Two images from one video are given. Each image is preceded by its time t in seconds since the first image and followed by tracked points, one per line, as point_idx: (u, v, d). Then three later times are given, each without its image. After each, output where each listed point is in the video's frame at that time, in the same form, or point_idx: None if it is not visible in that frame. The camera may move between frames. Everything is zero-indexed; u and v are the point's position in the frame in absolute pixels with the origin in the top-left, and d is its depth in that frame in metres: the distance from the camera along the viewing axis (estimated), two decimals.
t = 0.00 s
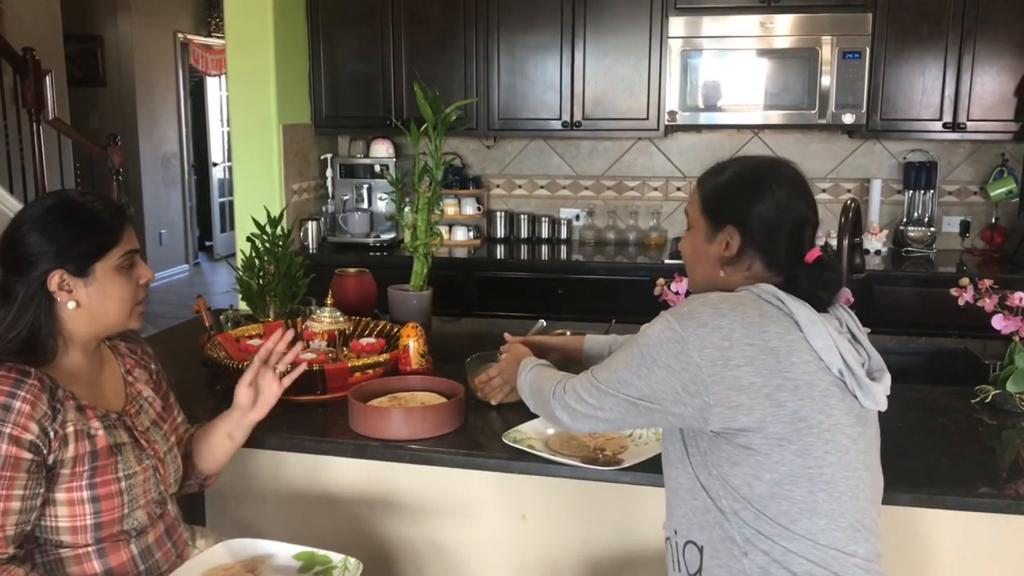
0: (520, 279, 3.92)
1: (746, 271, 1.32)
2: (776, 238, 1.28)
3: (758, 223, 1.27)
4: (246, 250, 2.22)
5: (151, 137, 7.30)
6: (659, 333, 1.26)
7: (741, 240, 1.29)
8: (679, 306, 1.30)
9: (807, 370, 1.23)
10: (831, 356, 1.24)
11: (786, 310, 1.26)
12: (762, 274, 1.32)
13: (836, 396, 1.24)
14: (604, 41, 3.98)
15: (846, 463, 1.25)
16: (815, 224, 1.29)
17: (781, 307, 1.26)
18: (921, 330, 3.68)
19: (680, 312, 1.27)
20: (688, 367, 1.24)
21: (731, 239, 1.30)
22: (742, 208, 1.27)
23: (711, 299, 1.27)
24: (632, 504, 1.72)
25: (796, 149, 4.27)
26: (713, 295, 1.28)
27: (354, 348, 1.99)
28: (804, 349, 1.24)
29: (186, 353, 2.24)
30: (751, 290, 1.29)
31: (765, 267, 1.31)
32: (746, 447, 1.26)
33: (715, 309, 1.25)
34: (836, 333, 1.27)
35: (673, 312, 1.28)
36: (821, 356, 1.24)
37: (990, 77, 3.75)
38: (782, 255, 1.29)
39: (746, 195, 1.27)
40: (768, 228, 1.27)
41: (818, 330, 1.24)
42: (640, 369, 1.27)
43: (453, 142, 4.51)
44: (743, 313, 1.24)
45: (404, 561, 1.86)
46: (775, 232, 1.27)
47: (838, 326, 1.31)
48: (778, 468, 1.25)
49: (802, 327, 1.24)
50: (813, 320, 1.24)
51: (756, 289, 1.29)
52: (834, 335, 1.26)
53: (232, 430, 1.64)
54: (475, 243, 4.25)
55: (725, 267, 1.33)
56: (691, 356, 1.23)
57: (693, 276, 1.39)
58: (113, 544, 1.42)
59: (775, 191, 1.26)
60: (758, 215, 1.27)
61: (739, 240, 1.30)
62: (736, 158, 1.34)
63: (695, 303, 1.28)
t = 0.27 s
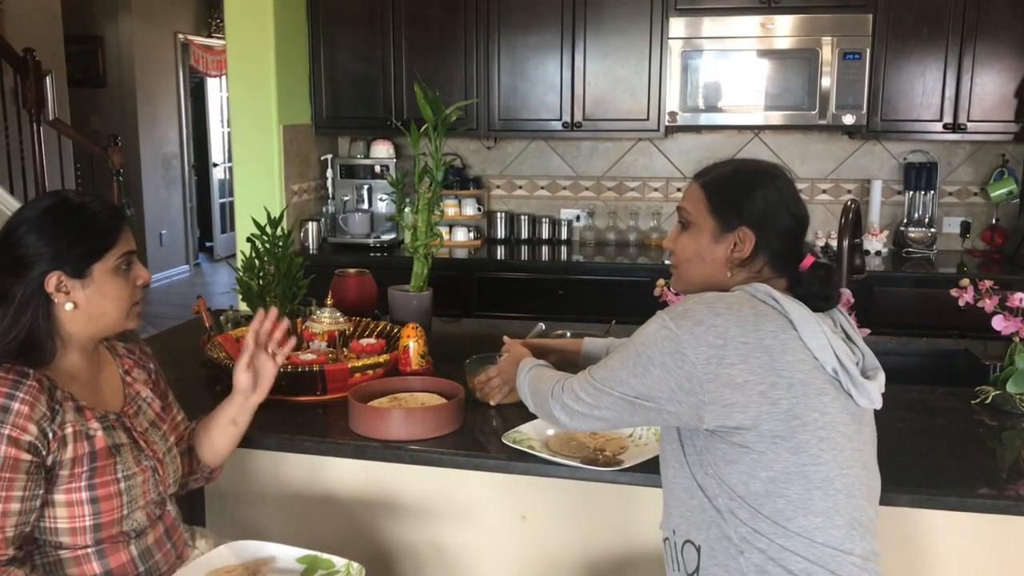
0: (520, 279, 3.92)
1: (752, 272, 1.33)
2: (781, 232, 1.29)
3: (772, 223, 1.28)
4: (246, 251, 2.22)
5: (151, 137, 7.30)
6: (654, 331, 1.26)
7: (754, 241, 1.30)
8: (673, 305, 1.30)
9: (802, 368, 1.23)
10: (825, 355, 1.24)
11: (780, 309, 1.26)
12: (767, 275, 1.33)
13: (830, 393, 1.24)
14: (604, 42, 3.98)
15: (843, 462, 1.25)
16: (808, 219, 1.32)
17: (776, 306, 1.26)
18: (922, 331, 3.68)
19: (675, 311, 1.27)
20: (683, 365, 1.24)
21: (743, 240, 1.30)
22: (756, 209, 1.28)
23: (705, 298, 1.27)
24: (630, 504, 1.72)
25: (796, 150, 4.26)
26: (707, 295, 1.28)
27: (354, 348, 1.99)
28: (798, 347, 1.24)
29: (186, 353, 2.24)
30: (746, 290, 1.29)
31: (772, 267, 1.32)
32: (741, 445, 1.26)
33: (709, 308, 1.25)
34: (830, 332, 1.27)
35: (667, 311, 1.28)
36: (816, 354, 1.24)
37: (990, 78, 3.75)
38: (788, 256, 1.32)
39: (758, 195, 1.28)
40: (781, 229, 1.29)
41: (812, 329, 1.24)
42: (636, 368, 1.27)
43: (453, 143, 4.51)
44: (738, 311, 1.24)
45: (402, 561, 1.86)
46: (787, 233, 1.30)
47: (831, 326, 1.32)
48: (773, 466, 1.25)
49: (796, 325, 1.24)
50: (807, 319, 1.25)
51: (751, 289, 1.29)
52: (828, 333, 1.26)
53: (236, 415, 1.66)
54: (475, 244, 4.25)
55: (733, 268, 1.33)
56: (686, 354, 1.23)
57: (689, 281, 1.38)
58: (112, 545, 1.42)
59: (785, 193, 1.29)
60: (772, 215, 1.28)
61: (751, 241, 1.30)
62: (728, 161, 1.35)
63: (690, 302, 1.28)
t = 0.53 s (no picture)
0: (522, 279, 3.92)
1: (751, 274, 1.33)
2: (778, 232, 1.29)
3: (772, 225, 1.28)
4: (248, 251, 2.22)
5: (154, 137, 7.31)
6: (653, 332, 1.26)
7: (754, 242, 1.30)
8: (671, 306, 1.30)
9: (800, 368, 1.23)
10: (824, 355, 1.24)
11: (778, 310, 1.26)
12: (766, 277, 1.33)
13: (829, 393, 1.24)
14: (606, 42, 3.98)
15: (843, 462, 1.25)
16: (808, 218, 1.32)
17: (774, 307, 1.26)
18: (924, 330, 3.68)
19: (672, 312, 1.27)
20: (683, 366, 1.24)
21: (743, 242, 1.30)
22: (756, 210, 1.28)
23: (703, 299, 1.27)
24: (631, 504, 1.72)
25: (799, 150, 4.26)
26: (706, 296, 1.28)
27: (356, 349, 2.00)
28: (797, 347, 1.24)
29: (189, 353, 2.24)
30: (746, 291, 1.29)
31: (771, 269, 1.32)
32: (740, 445, 1.26)
33: (707, 308, 1.25)
34: (828, 332, 1.27)
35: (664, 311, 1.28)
36: (814, 354, 1.24)
37: (993, 78, 3.74)
38: (787, 258, 1.32)
39: (759, 197, 1.28)
40: (781, 231, 1.29)
41: (811, 329, 1.24)
42: (636, 368, 1.27)
43: (455, 143, 4.51)
44: (735, 312, 1.24)
45: (403, 561, 1.86)
46: (787, 235, 1.30)
47: (831, 326, 1.32)
48: (772, 466, 1.25)
49: (794, 326, 1.24)
50: (805, 320, 1.25)
51: (750, 289, 1.29)
52: (826, 334, 1.26)
53: (243, 372, 1.66)
54: (477, 244, 4.26)
55: (732, 270, 1.33)
56: (685, 354, 1.23)
57: (689, 282, 1.38)
58: (114, 544, 1.42)
59: (786, 194, 1.29)
60: (772, 217, 1.28)
61: (751, 242, 1.30)
62: (730, 162, 1.35)
63: (687, 303, 1.28)
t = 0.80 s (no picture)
0: (528, 278, 3.92)
1: (754, 272, 1.33)
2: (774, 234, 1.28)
3: (773, 224, 1.28)
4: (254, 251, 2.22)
5: (160, 137, 7.33)
6: (654, 334, 1.26)
7: (756, 241, 1.30)
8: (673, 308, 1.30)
9: (804, 369, 1.23)
10: (828, 355, 1.24)
11: (782, 310, 1.26)
12: (769, 275, 1.33)
13: (833, 394, 1.24)
14: (612, 41, 3.98)
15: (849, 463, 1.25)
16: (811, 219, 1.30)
17: (778, 307, 1.26)
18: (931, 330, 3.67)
19: (675, 313, 1.27)
20: (685, 369, 1.24)
21: (744, 241, 1.30)
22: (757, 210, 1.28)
23: (705, 301, 1.27)
24: (637, 503, 1.72)
25: (805, 149, 4.25)
26: (709, 298, 1.28)
27: (361, 348, 2.00)
28: (800, 347, 1.24)
29: (195, 352, 2.24)
30: (749, 292, 1.29)
31: (775, 268, 1.32)
32: (744, 447, 1.26)
33: (709, 310, 1.25)
34: (832, 332, 1.27)
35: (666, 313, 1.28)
36: (818, 354, 1.24)
37: (1000, 76, 3.73)
38: (791, 256, 1.31)
39: (760, 196, 1.28)
40: (783, 230, 1.29)
41: (814, 329, 1.24)
42: (639, 370, 1.27)
43: (460, 143, 4.51)
44: (738, 313, 1.24)
45: (408, 559, 1.86)
46: (790, 233, 1.29)
47: (835, 326, 1.31)
48: (778, 467, 1.25)
49: (798, 327, 1.24)
50: (809, 320, 1.24)
51: (754, 289, 1.29)
52: (830, 334, 1.26)
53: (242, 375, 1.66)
54: (483, 243, 4.25)
55: (734, 269, 1.33)
56: (688, 356, 1.23)
57: (694, 281, 1.38)
58: (119, 543, 1.43)
59: (788, 193, 1.28)
60: (773, 216, 1.28)
61: (753, 241, 1.30)
62: (736, 160, 1.35)
63: (690, 304, 1.28)
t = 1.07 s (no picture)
0: (535, 278, 3.92)
1: (724, 275, 1.29)
2: (746, 245, 1.23)
3: (719, 226, 1.24)
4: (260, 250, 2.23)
5: (169, 136, 7.35)
6: (666, 351, 1.22)
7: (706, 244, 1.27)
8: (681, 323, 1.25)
9: (815, 380, 1.22)
10: (839, 368, 1.22)
11: (791, 322, 1.23)
12: (739, 277, 1.28)
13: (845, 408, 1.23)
14: (619, 39, 3.97)
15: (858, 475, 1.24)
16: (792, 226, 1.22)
17: (787, 320, 1.23)
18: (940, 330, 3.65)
19: (685, 329, 1.23)
20: (696, 390, 1.21)
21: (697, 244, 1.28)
22: (704, 212, 1.25)
23: (714, 314, 1.24)
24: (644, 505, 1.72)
25: (813, 147, 4.24)
26: (717, 312, 1.25)
27: (367, 347, 2.00)
28: (810, 361, 1.21)
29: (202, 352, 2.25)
30: (753, 301, 1.26)
31: (740, 270, 1.27)
32: (757, 468, 1.25)
33: (721, 325, 1.22)
34: (842, 344, 1.24)
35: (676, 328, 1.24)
36: (828, 366, 1.22)
37: (1010, 74, 3.71)
38: (753, 258, 1.25)
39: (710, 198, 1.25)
40: (728, 232, 1.23)
41: (824, 343, 1.21)
42: (646, 389, 1.23)
43: (467, 141, 4.52)
44: (749, 327, 1.21)
45: (415, 560, 1.87)
46: (738, 235, 1.23)
47: (844, 336, 1.29)
48: (789, 487, 1.24)
49: (807, 339, 1.21)
50: (820, 333, 1.22)
51: (754, 297, 1.26)
52: (840, 347, 1.23)
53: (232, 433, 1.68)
54: (490, 242, 4.25)
55: (704, 271, 1.31)
56: (700, 375, 1.20)
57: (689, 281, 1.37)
58: (125, 542, 1.43)
59: (736, 194, 1.22)
60: (716, 218, 1.24)
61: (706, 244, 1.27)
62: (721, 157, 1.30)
63: (698, 319, 1.24)
